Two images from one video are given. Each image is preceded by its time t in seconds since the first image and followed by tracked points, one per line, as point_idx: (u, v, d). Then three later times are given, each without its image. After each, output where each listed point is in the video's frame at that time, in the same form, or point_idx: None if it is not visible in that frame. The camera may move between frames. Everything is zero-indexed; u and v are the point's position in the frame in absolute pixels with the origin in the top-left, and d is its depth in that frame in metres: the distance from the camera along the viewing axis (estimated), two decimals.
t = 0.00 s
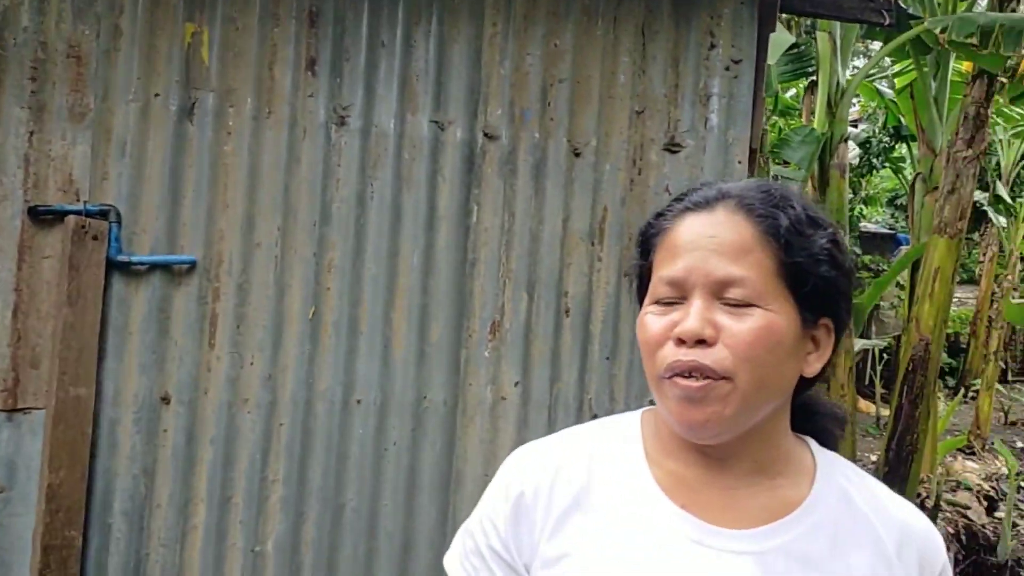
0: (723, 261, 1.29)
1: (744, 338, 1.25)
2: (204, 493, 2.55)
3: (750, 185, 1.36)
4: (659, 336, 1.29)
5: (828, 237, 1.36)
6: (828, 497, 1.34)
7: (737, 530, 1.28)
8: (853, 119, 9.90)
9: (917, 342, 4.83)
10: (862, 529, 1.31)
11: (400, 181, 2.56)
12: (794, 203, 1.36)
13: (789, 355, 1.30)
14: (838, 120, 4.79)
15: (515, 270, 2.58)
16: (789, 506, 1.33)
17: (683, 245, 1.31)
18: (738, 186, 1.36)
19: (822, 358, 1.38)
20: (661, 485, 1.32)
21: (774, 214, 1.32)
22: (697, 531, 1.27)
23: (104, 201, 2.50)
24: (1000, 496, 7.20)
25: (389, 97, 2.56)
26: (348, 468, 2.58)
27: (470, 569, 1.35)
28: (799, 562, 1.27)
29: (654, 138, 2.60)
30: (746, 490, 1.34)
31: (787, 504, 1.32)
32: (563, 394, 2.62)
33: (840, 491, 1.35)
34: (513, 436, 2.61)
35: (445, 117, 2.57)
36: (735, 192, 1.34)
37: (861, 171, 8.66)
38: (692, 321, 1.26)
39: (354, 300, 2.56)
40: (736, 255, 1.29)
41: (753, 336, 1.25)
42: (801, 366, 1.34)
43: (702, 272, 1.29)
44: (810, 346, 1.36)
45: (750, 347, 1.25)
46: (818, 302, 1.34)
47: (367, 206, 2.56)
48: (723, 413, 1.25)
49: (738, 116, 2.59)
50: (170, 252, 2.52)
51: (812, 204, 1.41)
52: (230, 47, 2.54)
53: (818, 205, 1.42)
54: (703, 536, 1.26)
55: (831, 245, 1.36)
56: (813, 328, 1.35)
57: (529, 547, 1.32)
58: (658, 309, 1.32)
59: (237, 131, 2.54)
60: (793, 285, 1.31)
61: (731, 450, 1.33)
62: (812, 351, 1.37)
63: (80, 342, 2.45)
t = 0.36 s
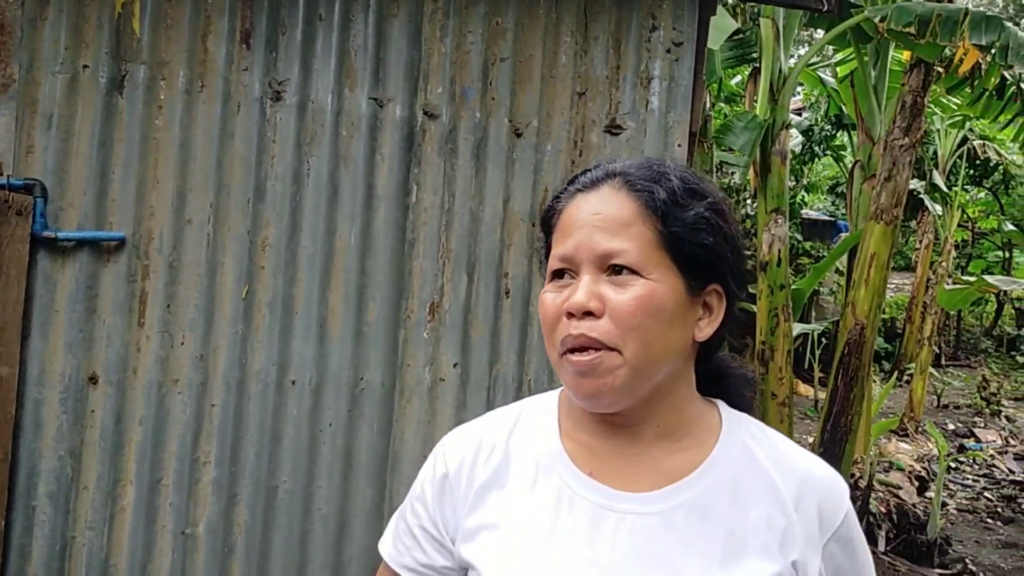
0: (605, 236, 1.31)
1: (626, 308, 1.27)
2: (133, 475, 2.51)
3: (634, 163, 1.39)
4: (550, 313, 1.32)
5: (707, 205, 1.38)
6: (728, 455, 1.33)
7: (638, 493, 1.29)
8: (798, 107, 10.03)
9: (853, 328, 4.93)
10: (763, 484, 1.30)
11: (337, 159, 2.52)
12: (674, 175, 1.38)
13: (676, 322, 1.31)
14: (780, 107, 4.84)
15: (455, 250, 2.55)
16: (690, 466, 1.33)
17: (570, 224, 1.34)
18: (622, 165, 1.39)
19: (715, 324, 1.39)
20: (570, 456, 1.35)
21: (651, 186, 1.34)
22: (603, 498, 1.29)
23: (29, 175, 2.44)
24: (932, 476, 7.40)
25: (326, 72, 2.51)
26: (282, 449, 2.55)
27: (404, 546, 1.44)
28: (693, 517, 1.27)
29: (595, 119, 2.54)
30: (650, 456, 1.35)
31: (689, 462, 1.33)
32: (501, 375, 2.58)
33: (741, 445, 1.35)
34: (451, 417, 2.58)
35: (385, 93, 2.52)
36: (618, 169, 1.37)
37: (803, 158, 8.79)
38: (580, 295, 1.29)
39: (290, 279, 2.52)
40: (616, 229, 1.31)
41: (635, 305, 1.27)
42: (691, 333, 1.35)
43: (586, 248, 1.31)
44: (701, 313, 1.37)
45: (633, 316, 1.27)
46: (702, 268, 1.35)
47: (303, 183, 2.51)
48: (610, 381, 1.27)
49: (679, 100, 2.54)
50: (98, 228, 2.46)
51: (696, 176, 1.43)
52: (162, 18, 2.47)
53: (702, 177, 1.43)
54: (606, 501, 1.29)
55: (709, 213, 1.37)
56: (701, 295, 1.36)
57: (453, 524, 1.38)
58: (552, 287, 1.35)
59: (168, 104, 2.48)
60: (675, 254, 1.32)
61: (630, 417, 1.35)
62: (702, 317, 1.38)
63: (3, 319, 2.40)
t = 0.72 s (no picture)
0: (571, 225, 1.32)
1: (590, 294, 1.28)
2: (104, 467, 2.49)
3: (600, 155, 1.40)
4: (519, 299, 1.34)
5: (671, 196, 1.38)
6: (688, 431, 1.32)
7: (597, 469, 1.30)
8: (771, 102, 10.10)
9: (825, 320, 4.99)
10: (720, 459, 1.29)
11: (312, 148, 2.51)
12: (638, 166, 1.38)
13: (639, 308, 1.32)
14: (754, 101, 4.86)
15: (430, 240, 2.54)
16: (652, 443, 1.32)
17: (538, 214, 1.35)
18: (589, 157, 1.39)
19: (677, 310, 1.39)
20: (538, 436, 1.37)
21: (615, 178, 1.35)
22: (564, 475, 1.30)
23: None
24: (901, 467, 7.50)
25: (300, 60, 2.49)
26: (255, 440, 2.53)
27: (396, 524, 1.54)
28: (646, 491, 1.26)
29: (571, 111, 2.54)
30: (614, 434, 1.35)
31: (650, 439, 1.33)
32: (477, 365, 2.58)
33: (702, 422, 1.34)
34: (426, 407, 2.57)
35: (359, 83, 2.51)
36: (584, 161, 1.38)
37: (776, 153, 8.86)
38: (546, 282, 1.30)
39: (263, 269, 2.50)
40: (582, 220, 1.32)
41: (599, 291, 1.28)
42: (653, 318, 1.36)
43: (553, 237, 1.33)
44: (663, 299, 1.37)
45: (597, 302, 1.28)
46: (664, 257, 1.35)
47: (277, 172, 2.49)
48: (575, 365, 1.29)
49: (655, 91, 2.54)
50: (68, 216, 2.44)
51: (662, 167, 1.43)
52: (133, 5, 2.45)
53: (667, 167, 1.43)
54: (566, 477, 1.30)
55: (672, 204, 1.37)
56: (664, 282, 1.36)
57: (434, 503, 1.45)
58: (521, 274, 1.37)
59: (140, 92, 2.45)
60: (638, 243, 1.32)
61: (595, 399, 1.36)
62: (665, 304, 1.38)
63: None
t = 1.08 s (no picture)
0: (538, 226, 1.33)
1: (557, 292, 1.29)
2: (75, 466, 2.48)
3: (566, 156, 1.40)
4: (489, 298, 1.35)
5: (637, 195, 1.38)
6: (655, 424, 1.33)
7: (566, 461, 1.31)
8: (744, 103, 10.18)
9: (797, 319, 5.05)
10: (685, 450, 1.29)
11: (285, 146, 2.50)
12: (603, 166, 1.38)
13: (606, 304, 1.33)
14: (728, 101, 4.89)
15: (404, 239, 2.54)
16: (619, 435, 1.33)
17: (507, 215, 1.36)
18: (556, 158, 1.40)
19: (645, 305, 1.40)
20: (510, 430, 1.38)
21: (579, 179, 1.35)
22: (535, 467, 1.31)
23: None
24: (872, 465, 7.58)
25: (273, 58, 2.48)
26: (228, 439, 2.52)
27: (374, 520, 1.55)
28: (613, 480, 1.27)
29: (545, 110, 2.55)
30: (583, 428, 1.36)
31: (619, 431, 1.34)
32: (451, 363, 2.57)
33: (669, 416, 1.35)
34: (401, 407, 2.56)
35: (333, 81, 2.50)
36: (551, 163, 1.39)
37: (749, 154, 8.92)
38: (515, 281, 1.31)
39: (236, 267, 2.49)
40: (548, 220, 1.33)
41: (566, 289, 1.29)
42: (620, 314, 1.36)
43: (521, 237, 1.33)
44: (630, 295, 1.38)
45: (563, 300, 1.29)
46: (630, 254, 1.35)
47: (250, 170, 2.48)
48: (544, 361, 1.31)
49: (629, 91, 2.54)
50: (38, 214, 2.42)
51: (628, 166, 1.43)
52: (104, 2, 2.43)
53: (634, 166, 1.43)
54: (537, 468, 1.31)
55: (637, 203, 1.37)
56: (630, 278, 1.37)
57: (410, 498, 1.45)
58: (493, 274, 1.38)
59: (112, 89, 2.44)
60: (603, 242, 1.33)
61: (564, 394, 1.37)
62: (632, 299, 1.38)
63: None
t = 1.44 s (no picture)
0: (522, 233, 1.34)
1: (539, 299, 1.30)
2: (46, 470, 2.45)
3: (552, 164, 1.41)
4: (471, 302, 1.35)
5: (620, 206, 1.40)
6: (628, 427, 1.34)
7: (541, 463, 1.32)
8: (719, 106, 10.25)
9: (771, 321, 5.08)
10: (657, 452, 1.31)
11: (260, 148, 2.49)
12: (589, 176, 1.39)
13: (585, 312, 1.34)
14: (703, 105, 4.93)
15: (380, 241, 2.54)
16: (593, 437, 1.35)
17: (491, 220, 1.37)
18: (540, 166, 1.41)
19: (622, 312, 1.42)
20: (487, 434, 1.39)
21: (565, 189, 1.36)
22: (510, 468, 1.32)
23: None
24: (844, 465, 7.66)
25: (248, 60, 2.47)
26: (201, 442, 2.51)
27: (349, 522, 1.55)
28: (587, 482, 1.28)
29: (521, 114, 2.56)
30: (559, 431, 1.37)
31: (593, 434, 1.35)
32: (427, 366, 2.58)
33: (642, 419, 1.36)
34: (376, 409, 2.57)
35: (309, 83, 2.50)
36: (537, 171, 1.39)
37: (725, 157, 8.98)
38: (498, 287, 1.32)
39: (210, 270, 2.48)
40: (532, 228, 1.34)
41: (548, 296, 1.30)
42: (599, 321, 1.38)
43: (504, 244, 1.34)
44: (608, 303, 1.40)
45: (545, 307, 1.30)
46: (611, 263, 1.37)
47: (225, 172, 2.47)
48: (523, 367, 1.31)
49: (604, 96, 2.56)
50: (9, 215, 2.40)
51: (611, 177, 1.44)
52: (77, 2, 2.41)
53: (617, 177, 1.45)
54: (512, 470, 1.31)
55: (620, 214, 1.39)
56: (609, 286, 1.38)
57: (386, 501, 1.46)
58: (474, 278, 1.38)
59: (84, 90, 2.42)
60: (586, 252, 1.34)
61: (541, 398, 1.38)
62: (610, 307, 1.40)
63: None
